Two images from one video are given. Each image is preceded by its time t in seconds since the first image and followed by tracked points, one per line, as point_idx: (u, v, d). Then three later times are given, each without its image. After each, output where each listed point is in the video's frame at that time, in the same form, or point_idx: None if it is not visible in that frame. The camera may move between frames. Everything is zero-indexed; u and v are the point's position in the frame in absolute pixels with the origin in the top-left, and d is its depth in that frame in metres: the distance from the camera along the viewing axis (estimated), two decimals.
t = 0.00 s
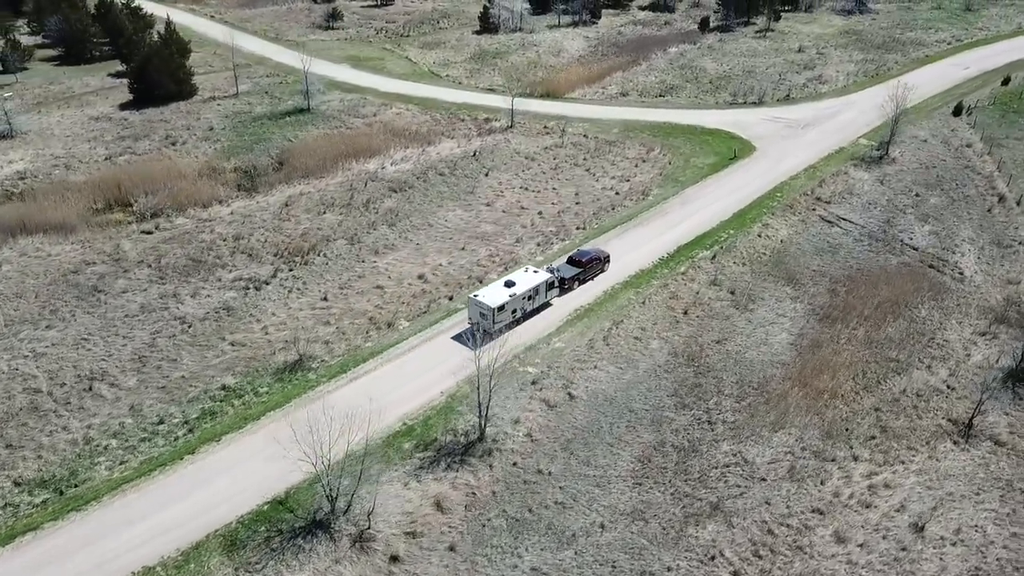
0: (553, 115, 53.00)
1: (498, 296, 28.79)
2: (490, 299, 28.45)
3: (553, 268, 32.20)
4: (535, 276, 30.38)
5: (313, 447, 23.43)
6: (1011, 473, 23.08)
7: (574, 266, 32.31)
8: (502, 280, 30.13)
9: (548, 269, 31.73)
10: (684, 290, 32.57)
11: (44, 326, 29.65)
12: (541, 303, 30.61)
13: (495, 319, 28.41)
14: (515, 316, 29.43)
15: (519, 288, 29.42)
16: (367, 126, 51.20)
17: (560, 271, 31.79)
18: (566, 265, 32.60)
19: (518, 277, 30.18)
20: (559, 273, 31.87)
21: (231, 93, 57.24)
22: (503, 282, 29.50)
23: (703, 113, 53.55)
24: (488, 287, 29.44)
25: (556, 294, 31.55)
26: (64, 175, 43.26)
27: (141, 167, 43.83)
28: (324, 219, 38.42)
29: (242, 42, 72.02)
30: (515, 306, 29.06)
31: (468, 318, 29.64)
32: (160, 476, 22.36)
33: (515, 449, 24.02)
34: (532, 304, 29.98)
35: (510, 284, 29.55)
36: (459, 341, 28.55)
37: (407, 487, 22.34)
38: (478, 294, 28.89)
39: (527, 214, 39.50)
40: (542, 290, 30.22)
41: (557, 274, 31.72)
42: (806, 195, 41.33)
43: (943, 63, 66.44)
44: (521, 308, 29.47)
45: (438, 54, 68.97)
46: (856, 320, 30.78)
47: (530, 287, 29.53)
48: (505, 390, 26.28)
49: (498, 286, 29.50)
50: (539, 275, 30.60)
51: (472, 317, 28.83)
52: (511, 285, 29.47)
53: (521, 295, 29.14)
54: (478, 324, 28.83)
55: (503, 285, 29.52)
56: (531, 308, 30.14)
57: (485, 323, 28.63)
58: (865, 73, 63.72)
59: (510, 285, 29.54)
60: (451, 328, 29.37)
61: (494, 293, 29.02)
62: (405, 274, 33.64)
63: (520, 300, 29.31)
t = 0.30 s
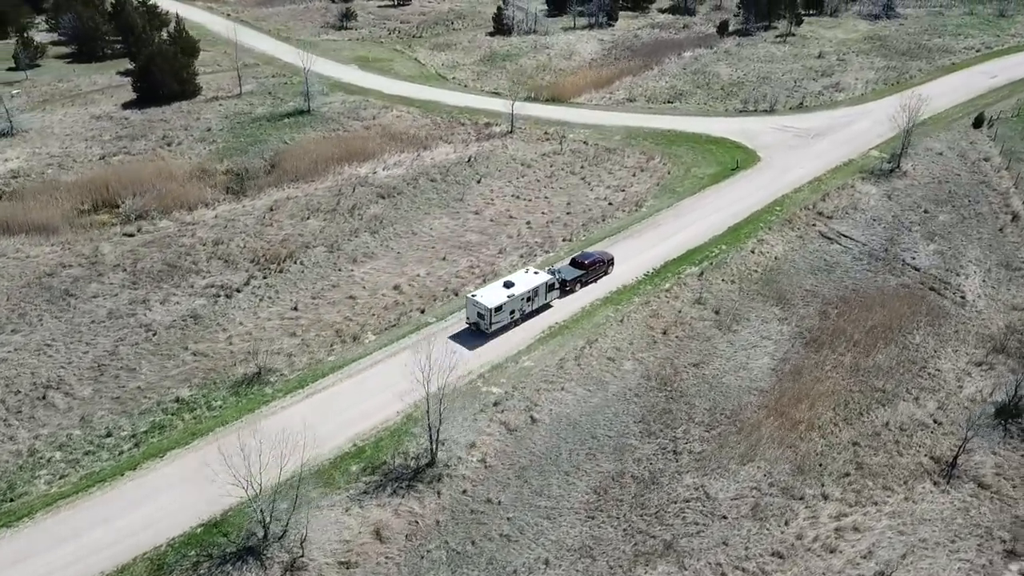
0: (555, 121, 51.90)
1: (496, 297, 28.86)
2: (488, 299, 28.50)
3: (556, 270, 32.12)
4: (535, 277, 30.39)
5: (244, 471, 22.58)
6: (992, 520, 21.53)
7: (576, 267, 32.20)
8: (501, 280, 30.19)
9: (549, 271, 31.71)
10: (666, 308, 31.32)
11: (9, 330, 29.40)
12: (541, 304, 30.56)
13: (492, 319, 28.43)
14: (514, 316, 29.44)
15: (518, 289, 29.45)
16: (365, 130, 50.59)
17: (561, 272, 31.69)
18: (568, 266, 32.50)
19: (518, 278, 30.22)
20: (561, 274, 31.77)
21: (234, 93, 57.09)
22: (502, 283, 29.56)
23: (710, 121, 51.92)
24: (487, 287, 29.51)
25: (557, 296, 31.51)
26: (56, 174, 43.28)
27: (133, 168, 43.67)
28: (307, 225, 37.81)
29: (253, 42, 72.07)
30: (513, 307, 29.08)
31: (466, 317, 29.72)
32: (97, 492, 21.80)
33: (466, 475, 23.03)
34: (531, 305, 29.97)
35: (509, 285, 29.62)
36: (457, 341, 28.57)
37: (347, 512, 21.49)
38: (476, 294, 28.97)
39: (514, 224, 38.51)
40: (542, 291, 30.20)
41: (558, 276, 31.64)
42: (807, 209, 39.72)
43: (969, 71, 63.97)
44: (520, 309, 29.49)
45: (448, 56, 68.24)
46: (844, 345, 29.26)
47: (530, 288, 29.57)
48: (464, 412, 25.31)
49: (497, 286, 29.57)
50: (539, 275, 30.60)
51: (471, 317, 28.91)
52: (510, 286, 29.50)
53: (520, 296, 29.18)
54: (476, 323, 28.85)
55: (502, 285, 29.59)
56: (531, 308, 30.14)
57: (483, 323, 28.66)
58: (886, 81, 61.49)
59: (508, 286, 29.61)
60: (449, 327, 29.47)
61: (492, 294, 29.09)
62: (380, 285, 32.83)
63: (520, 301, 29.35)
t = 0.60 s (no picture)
0: (556, 125, 50.89)
1: (496, 296, 28.88)
2: (486, 298, 28.53)
3: (559, 270, 32.05)
4: (536, 277, 30.38)
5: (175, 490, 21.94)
6: (965, 566, 20.14)
7: (580, 268, 32.10)
8: (502, 280, 30.21)
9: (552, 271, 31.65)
10: (646, 325, 30.17)
11: None
12: (541, 305, 30.56)
13: (491, 318, 28.48)
14: (514, 316, 29.47)
15: (518, 289, 29.45)
16: (363, 131, 50.07)
17: (563, 273, 31.65)
18: (572, 267, 32.41)
19: (518, 277, 30.21)
20: (564, 275, 31.70)
21: (239, 92, 57.04)
22: (502, 282, 29.58)
23: (716, 128, 50.42)
24: (486, 286, 29.54)
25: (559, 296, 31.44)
26: (52, 171, 43.53)
27: (126, 168, 43.67)
28: (290, 229, 37.35)
29: (266, 41, 72.29)
30: (513, 306, 29.10)
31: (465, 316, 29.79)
32: (36, 502, 21.44)
33: (413, 498, 22.22)
34: (531, 305, 29.97)
35: (509, 284, 29.62)
36: (455, 339, 28.70)
37: (285, 533, 20.82)
38: (476, 293, 29.01)
39: (502, 232, 37.63)
40: (542, 291, 30.17)
41: (561, 277, 31.56)
42: (806, 222, 38.24)
43: (996, 79, 61.51)
44: (520, 308, 29.51)
45: (458, 56, 67.55)
46: (829, 369, 27.89)
47: (530, 287, 29.56)
48: (420, 430, 24.48)
49: (497, 285, 29.58)
50: (541, 275, 30.59)
51: (470, 315, 28.98)
52: (510, 285, 29.51)
53: (519, 295, 29.17)
54: (475, 322, 28.93)
55: (502, 285, 29.59)
56: (531, 309, 30.12)
57: (481, 322, 28.72)
58: (907, 88, 59.27)
59: (509, 285, 29.63)
60: (449, 325, 29.59)
61: (492, 293, 29.13)
62: (355, 293, 32.18)
63: (519, 300, 29.34)
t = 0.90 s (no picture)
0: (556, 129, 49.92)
1: (494, 294, 29.09)
2: (485, 296, 28.78)
3: (561, 270, 32.19)
4: (537, 276, 30.48)
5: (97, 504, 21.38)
6: None
7: (582, 268, 32.18)
8: (501, 278, 30.37)
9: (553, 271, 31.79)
10: (618, 340, 29.13)
11: None
12: (541, 304, 30.73)
13: (489, 316, 28.74)
14: (512, 314, 29.63)
15: (517, 287, 29.62)
16: (360, 132, 49.62)
17: (564, 272, 31.77)
18: (574, 267, 32.49)
19: (519, 275, 30.39)
20: (567, 275, 31.80)
21: (242, 90, 57.03)
22: (501, 280, 29.75)
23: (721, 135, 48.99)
24: (485, 284, 29.75)
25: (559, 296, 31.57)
26: (46, 167, 43.77)
27: (118, 166, 43.71)
28: (270, 231, 36.97)
29: (279, 39, 72.39)
30: (511, 305, 29.28)
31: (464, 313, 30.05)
32: None
33: (350, 518, 21.53)
34: (531, 303, 30.16)
35: (509, 283, 29.81)
36: (452, 336, 28.96)
37: (212, 551, 20.26)
38: (474, 291, 29.24)
39: (485, 238, 36.77)
40: (542, 291, 30.33)
41: (562, 277, 31.68)
42: (800, 235, 36.79)
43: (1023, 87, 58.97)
44: (519, 307, 29.69)
45: (467, 57, 66.87)
46: (804, 392, 26.59)
47: (529, 287, 29.70)
48: (367, 447, 23.78)
49: (496, 284, 29.76)
50: (541, 275, 30.69)
51: (468, 313, 29.22)
52: (509, 284, 29.65)
53: (517, 294, 29.33)
54: (473, 320, 29.18)
55: (500, 283, 29.76)
56: (530, 308, 30.25)
57: (479, 320, 28.99)
58: (927, 95, 57.03)
59: (508, 283, 29.80)
60: (448, 322, 29.86)
61: (490, 290, 29.33)
62: (325, 300, 31.63)
63: (518, 299, 29.51)
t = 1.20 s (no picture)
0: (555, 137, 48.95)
1: (493, 296, 28.93)
2: (483, 297, 28.64)
3: (565, 274, 32.05)
4: (538, 278, 30.25)
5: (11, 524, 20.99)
6: None
7: (585, 272, 31.92)
8: (502, 280, 30.22)
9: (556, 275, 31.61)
10: (586, 360, 28.08)
11: None
12: (542, 306, 30.47)
13: (487, 318, 28.60)
14: (512, 317, 29.46)
15: (516, 289, 29.44)
16: (356, 136, 49.19)
17: (567, 276, 31.56)
18: (579, 270, 32.26)
19: (520, 277, 30.21)
20: (570, 278, 31.63)
21: (247, 92, 57.01)
22: (501, 282, 29.60)
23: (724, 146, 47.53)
24: (486, 286, 29.66)
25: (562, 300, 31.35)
26: (42, 165, 44.08)
27: (111, 165, 43.82)
28: (250, 237, 36.62)
29: (292, 40, 72.57)
30: (510, 307, 29.10)
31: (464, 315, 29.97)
32: None
33: (281, 541, 20.88)
34: (531, 306, 29.92)
35: (509, 284, 29.67)
36: (450, 337, 28.89)
37: (135, 571, 19.76)
38: (474, 292, 29.12)
39: (466, 248, 35.94)
40: (543, 294, 30.06)
41: (564, 280, 31.46)
42: (793, 252, 35.34)
43: None
44: (518, 309, 29.46)
45: (477, 60, 66.20)
46: (775, 422, 25.32)
47: (529, 289, 29.49)
48: (310, 466, 23.12)
49: (496, 285, 29.63)
50: (543, 277, 30.44)
51: (467, 314, 29.11)
52: (508, 286, 29.48)
53: (516, 297, 29.13)
54: (471, 321, 29.06)
55: (500, 285, 29.61)
56: (530, 310, 30.05)
57: (477, 321, 28.85)
58: (948, 107, 54.81)
59: (508, 285, 29.64)
60: (447, 323, 29.81)
61: (490, 292, 29.20)
62: (294, 309, 31.08)
63: (517, 302, 29.33)
